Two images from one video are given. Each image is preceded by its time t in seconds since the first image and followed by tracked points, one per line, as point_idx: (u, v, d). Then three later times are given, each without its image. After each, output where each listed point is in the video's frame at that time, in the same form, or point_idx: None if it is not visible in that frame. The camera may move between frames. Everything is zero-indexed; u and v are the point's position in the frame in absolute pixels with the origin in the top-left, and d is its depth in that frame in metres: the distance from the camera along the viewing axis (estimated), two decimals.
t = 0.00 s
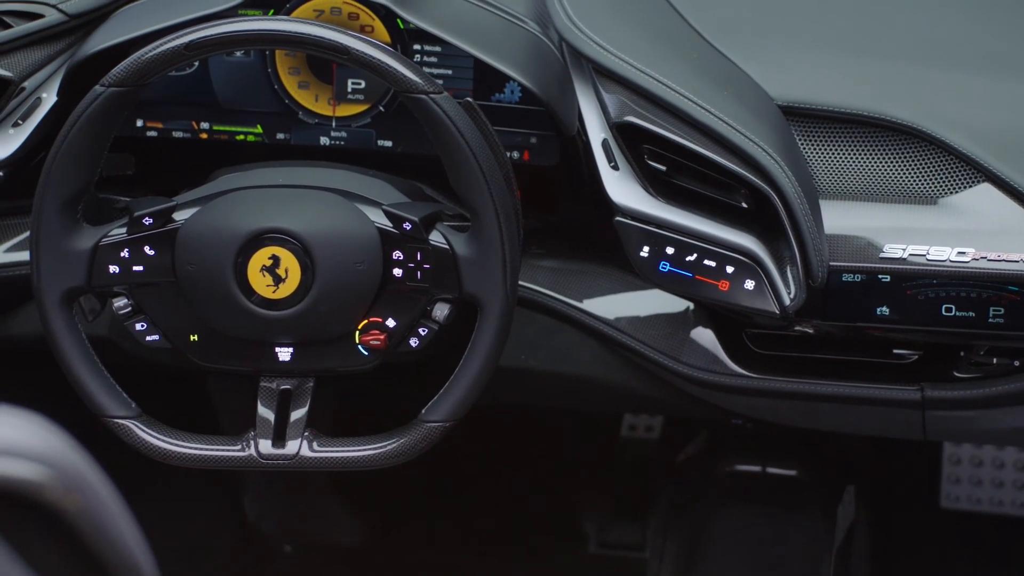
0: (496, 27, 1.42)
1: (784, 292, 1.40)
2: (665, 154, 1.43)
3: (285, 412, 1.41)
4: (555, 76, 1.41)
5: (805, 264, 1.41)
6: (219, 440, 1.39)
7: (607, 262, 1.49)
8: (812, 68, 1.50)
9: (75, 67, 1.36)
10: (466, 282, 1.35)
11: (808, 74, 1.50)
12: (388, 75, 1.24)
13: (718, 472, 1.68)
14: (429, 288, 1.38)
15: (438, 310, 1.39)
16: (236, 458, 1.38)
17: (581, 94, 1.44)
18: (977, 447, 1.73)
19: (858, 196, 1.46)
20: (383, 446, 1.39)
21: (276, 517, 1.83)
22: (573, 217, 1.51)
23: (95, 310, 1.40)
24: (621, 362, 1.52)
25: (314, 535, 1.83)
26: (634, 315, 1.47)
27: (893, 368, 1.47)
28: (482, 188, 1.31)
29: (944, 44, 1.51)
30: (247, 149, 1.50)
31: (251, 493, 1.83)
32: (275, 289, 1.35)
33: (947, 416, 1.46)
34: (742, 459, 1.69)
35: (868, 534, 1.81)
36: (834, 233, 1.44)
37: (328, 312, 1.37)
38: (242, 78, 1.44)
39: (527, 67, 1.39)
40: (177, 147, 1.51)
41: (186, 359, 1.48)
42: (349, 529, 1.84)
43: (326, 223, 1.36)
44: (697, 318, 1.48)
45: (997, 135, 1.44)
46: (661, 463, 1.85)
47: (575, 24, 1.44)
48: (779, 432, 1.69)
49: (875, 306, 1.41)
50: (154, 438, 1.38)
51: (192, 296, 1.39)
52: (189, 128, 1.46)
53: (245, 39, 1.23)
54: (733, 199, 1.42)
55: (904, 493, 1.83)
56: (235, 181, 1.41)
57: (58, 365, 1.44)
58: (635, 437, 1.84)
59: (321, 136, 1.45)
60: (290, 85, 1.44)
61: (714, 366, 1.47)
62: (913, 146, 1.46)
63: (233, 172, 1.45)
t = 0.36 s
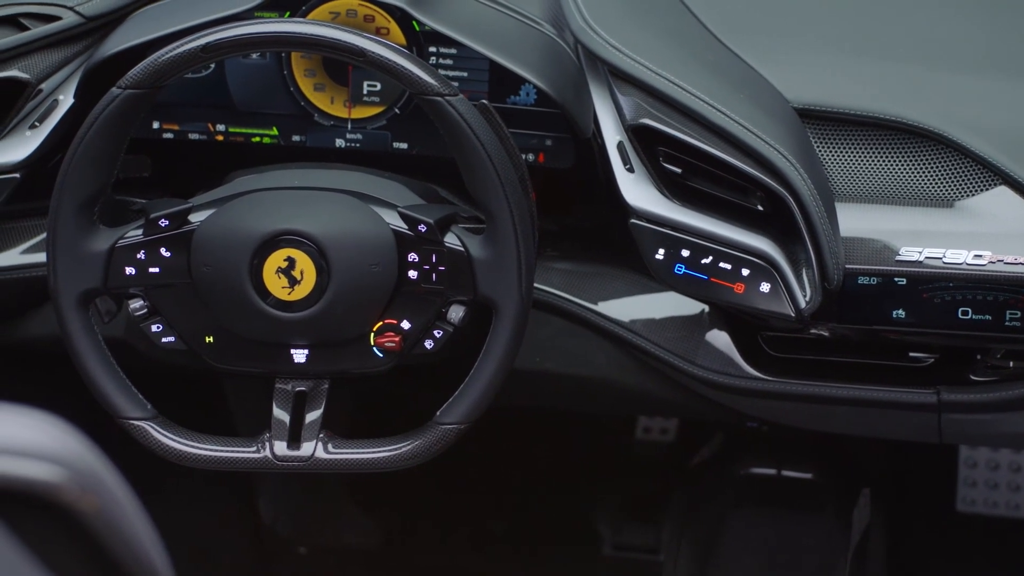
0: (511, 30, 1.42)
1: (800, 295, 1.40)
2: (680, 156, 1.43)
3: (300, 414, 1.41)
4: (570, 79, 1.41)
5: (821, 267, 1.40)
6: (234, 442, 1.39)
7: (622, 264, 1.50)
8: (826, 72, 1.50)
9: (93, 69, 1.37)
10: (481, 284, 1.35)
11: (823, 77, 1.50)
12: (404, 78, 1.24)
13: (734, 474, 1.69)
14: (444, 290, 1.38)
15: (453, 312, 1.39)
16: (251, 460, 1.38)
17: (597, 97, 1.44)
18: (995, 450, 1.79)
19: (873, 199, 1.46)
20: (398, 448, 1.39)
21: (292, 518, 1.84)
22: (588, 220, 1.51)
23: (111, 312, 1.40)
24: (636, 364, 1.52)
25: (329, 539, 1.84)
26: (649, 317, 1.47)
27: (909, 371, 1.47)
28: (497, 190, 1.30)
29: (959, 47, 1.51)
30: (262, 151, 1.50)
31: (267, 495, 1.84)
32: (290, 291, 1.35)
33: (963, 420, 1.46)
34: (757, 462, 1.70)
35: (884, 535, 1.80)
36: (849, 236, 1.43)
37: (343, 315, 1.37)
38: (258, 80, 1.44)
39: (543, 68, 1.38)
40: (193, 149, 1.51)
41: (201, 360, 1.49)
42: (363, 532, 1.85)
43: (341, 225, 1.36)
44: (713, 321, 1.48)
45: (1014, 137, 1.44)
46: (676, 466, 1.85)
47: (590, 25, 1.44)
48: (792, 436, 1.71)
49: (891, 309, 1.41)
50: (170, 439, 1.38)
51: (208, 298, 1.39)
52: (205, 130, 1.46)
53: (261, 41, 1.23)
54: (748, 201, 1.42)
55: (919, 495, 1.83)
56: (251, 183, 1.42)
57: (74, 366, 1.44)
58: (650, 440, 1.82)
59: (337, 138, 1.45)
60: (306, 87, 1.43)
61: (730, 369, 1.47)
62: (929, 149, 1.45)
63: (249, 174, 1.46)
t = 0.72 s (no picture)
0: (527, 32, 1.42)
1: (815, 298, 1.40)
2: (695, 159, 1.43)
3: (315, 416, 1.42)
4: (586, 82, 1.40)
5: (837, 270, 1.40)
6: (249, 444, 1.39)
7: (636, 266, 1.50)
8: (841, 76, 1.50)
9: (110, 71, 1.37)
10: (495, 286, 1.34)
11: (838, 80, 1.50)
12: (419, 80, 1.24)
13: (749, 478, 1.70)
14: (459, 292, 1.38)
15: (467, 314, 1.38)
16: (266, 462, 1.38)
17: (612, 100, 1.45)
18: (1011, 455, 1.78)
19: (888, 202, 1.45)
20: (413, 450, 1.39)
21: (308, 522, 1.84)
22: (603, 223, 1.51)
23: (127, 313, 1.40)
24: (651, 367, 1.52)
25: (344, 541, 1.83)
26: (664, 319, 1.47)
27: (925, 375, 1.46)
28: (511, 192, 1.30)
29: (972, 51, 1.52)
30: (278, 153, 1.50)
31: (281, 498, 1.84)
32: (305, 293, 1.35)
33: (980, 424, 1.45)
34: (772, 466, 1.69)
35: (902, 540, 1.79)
36: (864, 238, 1.43)
37: (357, 317, 1.37)
38: (273, 83, 1.44)
39: (558, 71, 1.38)
40: (208, 151, 1.52)
41: (217, 362, 1.49)
42: (376, 533, 1.85)
43: (356, 227, 1.36)
44: (727, 324, 1.48)
45: None
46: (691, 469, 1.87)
47: (605, 27, 1.44)
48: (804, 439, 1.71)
49: (906, 312, 1.41)
50: (185, 441, 1.38)
51: (223, 299, 1.39)
52: (221, 132, 1.47)
53: (278, 44, 1.23)
54: (763, 204, 1.42)
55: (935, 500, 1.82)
56: (265, 185, 1.42)
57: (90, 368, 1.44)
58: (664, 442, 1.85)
59: (352, 140, 1.45)
60: (321, 89, 1.44)
61: (744, 372, 1.46)
62: (945, 152, 1.45)
63: (265, 176, 1.46)
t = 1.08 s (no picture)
0: (541, 34, 1.42)
1: (830, 302, 1.39)
2: (709, 161, 1.43)
3: (329, 418, 1.42)
4: (600, 84, 1.41)
5: (851, 273, 1.40)
6: (263, 446, 1.39)
7: (650, 270, 1.50)
8: (855, 79, 1.50)
9: (125, 74, 1.38)
10: (509, 289, 1.34)
11: (853, 81, 1.50)
12: (434, 82, 1.24)
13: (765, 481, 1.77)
14: (473, 295, 1.38)
15: (481, 317, 1.39)
16: (280, 463, 1.38)
17: (626, 102, 1.44)
18: None
19: (904, 205, 1.45)
20: (426, 452, 1.39)
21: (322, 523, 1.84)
22: (617, 225, 1.51)
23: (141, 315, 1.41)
24: (664, 370, 1.52)
25: (357, 542, 1.83)
26: (678, 322, 1.47)
27: (941, 379, 1.46)
28: (525, 194, 1.30)
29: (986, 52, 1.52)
30: (292, 156, 1.50)
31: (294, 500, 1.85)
32: (319, 296, 1.35)
33: (994, 427, 1.46)
34: (785, 469, 1.78)
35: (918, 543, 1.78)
36: (880, 241, 1.43)
37: (371, 320, 1.37)
38: (288, 85, 1.44)
39: (571, 73, 1.38)
40: (222, 153, 1.52)
41: (231, 364, 1.49)
42: (389, 534, 1.85)
43: (369, 230, 1.35)
44: (741, 327, 1.47)
45: None
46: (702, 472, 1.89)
47: (618, 29, 1.44)
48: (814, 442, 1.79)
49: (921, 315, 1.40)
50: (199, 442, 1.38)
51: (238, 301, 1.39)
52: (235, 134, 1.47)
53: (294, 46, 1.23)
54: (778, 207, 1.42)
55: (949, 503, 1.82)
56: (280, 187, 1.42)
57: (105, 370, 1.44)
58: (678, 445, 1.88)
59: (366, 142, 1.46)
60: (335, 91, 1.43)
61: (759, 375, 1.46)
62: (961, 155, 1.45)
63: (279, 178, 1.46)
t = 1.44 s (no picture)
0: (555, 38, 1.43)
1: (844, 306, 1.38)
2: (724, 165, 1.42)
3: (342, 421, 1.42)
4: (613, 88, 1.40)
5: (865, 276, 1.39)
6: (276, 448, 1.39)
7: (663, 273, 1.50)
8: (867, 84, 1.51)
9: (139, 77, 1.38)
10: (523, 292, 1.34)
11: (867, 84, 1.50)
12: (447, 86, 1.23)
13: (777, 484, 1.73)
14: (486, 298, 1.38)
15: (494, 320, 1.38)
16: (293, 466, 1.38)
17: (640, 105, 1.45)
18: None
19: (918, 208, 1.46)
20: (439, 455, 1.39)
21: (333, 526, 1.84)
22: (630, 229, 1.51)
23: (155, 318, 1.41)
24: (678, 373, 1.51)
25: (370, 546, 1.84)
26: (692, 326, 1.46)
27: (956, 383, 1.45)
28: (538, 197, 1.29)
29: (998, 57, 1.53)
30: (305, 158, 1.50)
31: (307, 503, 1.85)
32: (332, 299, 1.35)
33: (1010, 432, 1.45)
34: (799, 472, 1.73)
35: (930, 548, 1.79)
36: (894, 245, 1.43)
37: (384, 323, 1.37)
38: (302, 88, 1.44)
39: (585, 76, 1.38)
40: (235, 156, 1.52)
41: (244, 367, 1.49)
42: (401, 537, 1.85)
43: (383, 233, 1.35)
44: (754, 330, 1.47)
45: None
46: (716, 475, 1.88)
47: (631, 32, 1.45)
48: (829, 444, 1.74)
49: (935, 319, 1.40)
50: (212, 445, 1.39)
51: (250, 304, 1.39)
52: (250, 137, 1.47)
53: (309, 49, 1.23)
54: (791, 210, 1.41)
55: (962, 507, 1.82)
56: (293, 190, 1.42)
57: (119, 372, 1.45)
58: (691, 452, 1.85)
59: (379, 145, 1.46)
60: (349, 95, 1.44)
61: (772, 379, 1.46)
62: (974, 159, 1.47)
63: (292, 181, 1.46)
